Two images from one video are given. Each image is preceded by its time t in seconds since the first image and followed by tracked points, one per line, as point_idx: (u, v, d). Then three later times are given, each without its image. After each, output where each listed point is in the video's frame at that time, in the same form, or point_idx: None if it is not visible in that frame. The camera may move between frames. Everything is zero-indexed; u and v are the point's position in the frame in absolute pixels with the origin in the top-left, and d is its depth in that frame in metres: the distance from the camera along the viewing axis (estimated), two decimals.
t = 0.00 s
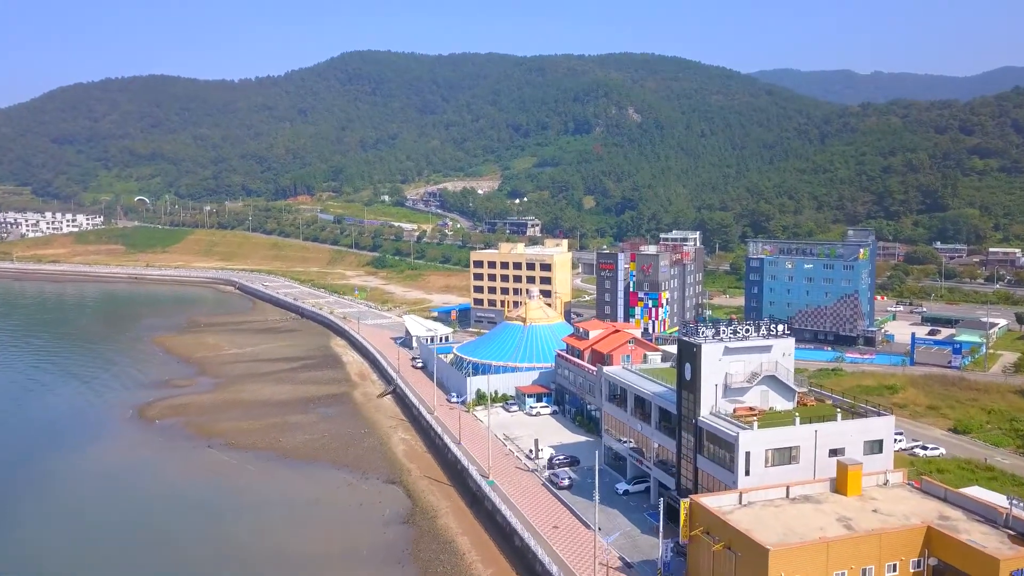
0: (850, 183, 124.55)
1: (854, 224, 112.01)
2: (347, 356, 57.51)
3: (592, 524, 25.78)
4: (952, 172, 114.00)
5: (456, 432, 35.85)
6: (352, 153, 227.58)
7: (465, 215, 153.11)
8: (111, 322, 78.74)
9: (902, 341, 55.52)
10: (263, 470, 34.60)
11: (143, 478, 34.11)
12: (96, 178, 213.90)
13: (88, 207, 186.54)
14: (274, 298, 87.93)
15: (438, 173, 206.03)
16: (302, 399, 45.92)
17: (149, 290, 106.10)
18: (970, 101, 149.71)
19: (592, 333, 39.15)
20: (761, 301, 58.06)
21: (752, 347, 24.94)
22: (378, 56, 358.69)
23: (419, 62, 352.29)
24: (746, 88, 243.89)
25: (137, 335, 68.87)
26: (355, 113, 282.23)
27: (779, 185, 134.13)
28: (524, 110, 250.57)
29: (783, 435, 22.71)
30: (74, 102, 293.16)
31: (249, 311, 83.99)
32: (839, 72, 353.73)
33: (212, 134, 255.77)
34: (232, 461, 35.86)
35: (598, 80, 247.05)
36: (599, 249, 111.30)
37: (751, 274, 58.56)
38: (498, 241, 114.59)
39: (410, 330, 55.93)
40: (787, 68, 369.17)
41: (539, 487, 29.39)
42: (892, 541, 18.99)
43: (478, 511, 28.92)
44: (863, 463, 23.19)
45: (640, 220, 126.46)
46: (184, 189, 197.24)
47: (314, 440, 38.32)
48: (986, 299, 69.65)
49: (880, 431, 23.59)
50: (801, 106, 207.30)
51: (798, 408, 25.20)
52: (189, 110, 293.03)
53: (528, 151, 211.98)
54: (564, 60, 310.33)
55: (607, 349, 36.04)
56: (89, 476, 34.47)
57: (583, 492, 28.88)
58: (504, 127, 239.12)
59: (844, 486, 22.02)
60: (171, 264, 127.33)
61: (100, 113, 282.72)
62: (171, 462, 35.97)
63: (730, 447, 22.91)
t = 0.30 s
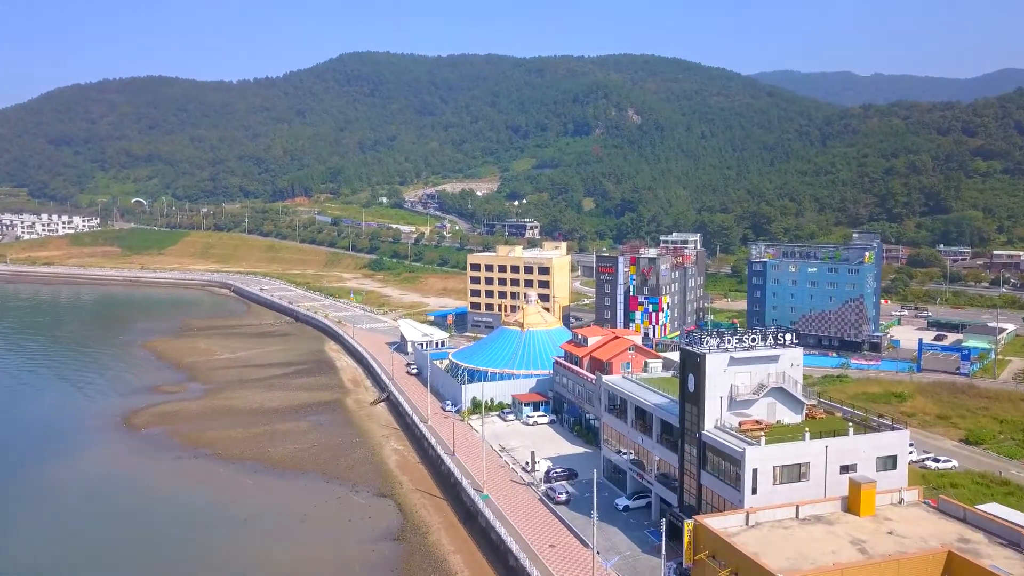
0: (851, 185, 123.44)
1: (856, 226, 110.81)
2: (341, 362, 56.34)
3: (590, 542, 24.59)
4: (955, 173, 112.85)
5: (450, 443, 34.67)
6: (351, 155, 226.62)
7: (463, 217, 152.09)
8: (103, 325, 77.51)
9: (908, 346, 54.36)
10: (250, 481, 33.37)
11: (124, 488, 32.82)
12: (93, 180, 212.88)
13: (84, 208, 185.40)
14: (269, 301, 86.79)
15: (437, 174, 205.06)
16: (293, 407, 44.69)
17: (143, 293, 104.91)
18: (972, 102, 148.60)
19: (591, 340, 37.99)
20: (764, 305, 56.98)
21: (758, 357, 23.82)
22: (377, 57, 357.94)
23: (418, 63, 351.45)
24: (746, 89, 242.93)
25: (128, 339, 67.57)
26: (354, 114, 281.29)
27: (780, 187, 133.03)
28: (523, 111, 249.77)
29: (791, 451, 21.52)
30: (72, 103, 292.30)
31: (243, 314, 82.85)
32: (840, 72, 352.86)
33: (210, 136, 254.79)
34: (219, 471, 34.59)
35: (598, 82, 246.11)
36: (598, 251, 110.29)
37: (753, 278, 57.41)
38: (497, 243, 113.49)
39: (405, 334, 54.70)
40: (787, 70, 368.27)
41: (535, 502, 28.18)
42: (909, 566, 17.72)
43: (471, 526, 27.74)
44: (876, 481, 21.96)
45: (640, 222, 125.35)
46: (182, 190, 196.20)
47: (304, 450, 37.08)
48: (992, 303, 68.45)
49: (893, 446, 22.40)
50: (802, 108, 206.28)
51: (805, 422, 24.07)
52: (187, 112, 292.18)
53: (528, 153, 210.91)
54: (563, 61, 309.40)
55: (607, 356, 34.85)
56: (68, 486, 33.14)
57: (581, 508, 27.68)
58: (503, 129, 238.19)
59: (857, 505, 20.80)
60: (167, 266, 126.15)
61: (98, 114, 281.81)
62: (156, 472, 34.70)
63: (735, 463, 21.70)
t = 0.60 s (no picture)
0: (857, 185, 122.21)
1: (862, 227, 109.64)
2: (339, 363, 55.40)
3: (591, 555, 23.66)
4: (962, 173, 111.59)
5: (447, 448, 33.78)
6: (353, 153, 225.83)
7: (465, 216, 151.19)
8: (101, 324, 76.71)
9: (917, 349, 53.34)
10: (242, 486, 32.51)
11: (112, 493, 31.91)
12: (94, 178, 212.32)
13: (86, 206, 184.83)
14: (269, 301, 85.97)
15: (439, 173, 204.09)
16: (290, 409, 43.82)
17: (142, 292, 104.16)
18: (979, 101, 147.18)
19: (593, 343, 37.06)
20: (769, 307, 55.96)
21: (767, 364, 22.91)
22: (379, 55, 357.09)
23: (421, 61, 350.58)
24: (750, 88, 241.54)
25: (124, 339, 66.73)
26: (356, 113, 280.40)
27: (785, 187, 131.87)
28: (526, 110, 248.76)
29: (801, 463, 20.58)
30: (74, 101, 291.84)
31: (243, 314, 82.05)
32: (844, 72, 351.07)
33: (212, 134, 254.19)
34: (210, 476, 33.68)
35: (601, 80, 244.95)
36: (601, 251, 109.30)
37: (759, 280, 56.37)
38: (499, 242, 112.59)
39: (404, 335, 53.83)
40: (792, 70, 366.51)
41: (534, 511, 27.25)
42: None
43: (468, 536, 26.84)
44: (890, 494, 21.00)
45: (643, 222, 124.22)
46: (183, 188, 195.59)
47: (298, 455, 36.21)
48: (1002, 305, 67.34)
49: (908, 458, 21.45)
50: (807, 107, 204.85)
51: (816, 431, 23.14)
52: (190, 110, 291.60)
53: (531, 152, 209.81)
54: (567, 59, 308.18)
55: (610, 360, 33.95)
56: (54, 490, 32.20)
57: (583, 518, 26.71)
58: (506, 127, 237.24)
59: (871, 520, 19.81)
60: (167, 265, 125.42)
61: (100, 112, 281.33)
62: (146, 475, 33.83)
63: (743, 474, 20.75)
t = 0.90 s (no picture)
0: (887, 186, 120.14)
1: (891, 229, 107.67)
2: (360, 363, 55.22)
3: (612, 564, 23.07)
4: (996, 174, 109.19)
5: (467, 451, 33.34)
6: (377, 153, 226.57)
7: (488, 216, 150.85)
8: (126, 321, 77.32)
9: (949, 355, 52.12)
10: (260, 487, 32.32)
11: (129, 492, 31.73)
12: (123, 177, 214.88)
13: (114, 205, 187.07)
14: (292, 300, 86.28)
15: (463, 173, 203.95)
16: (310, 409, 43.64)
17: (168, 289, 104.98)
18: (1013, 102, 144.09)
19: (616, 345, 36.37)
20: (796, 310, 54.80)
21: (793, 370, 22.19)
22: (404, 56, 358.30)
23: (446, 61, 351.26)
24: (778, 88, 238.89)
25: (147, 336, 67.13)
26: (381, 113, 281.45)
27: (812, 188, 130.03)
28: (550, 110, 248.14)
29: (830, 473, 19.84)
30: (104, 101, 295.92)
31: (266, 312, 82.39)
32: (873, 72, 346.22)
33: (238, 133, 256.47)
34: (228, 477, 33.51)
35: (626, 80, 243.54)
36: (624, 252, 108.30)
37: (786, 283, 55.21)
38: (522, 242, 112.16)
39: (425, 335, 53.50)
40: (820, 70, 362.11)
41: (554, 518, 26.71)
42: None
43: (486, 543, 26.34)
44: (924, 507, 20.17)
45: (668, 223, 123.02)
46: (210, 187, 197.33)
47: (316, 456, 35.95)
48: None
49: (942, 469, 20.61)
50: (835, 107, 202.06)
51: (844, 441, 22.38)
52: (217, 109, 294.50)
53: (555, 152, 209.06)
54: (591, 59, 306.91)
55: (632, 363, 33.31)
56: (72, 487, 32.17)
57: (603, 526, 26.11)
58: (530, 127, 236.81)
59: (903, 534, 18.99)
60: (192, 263, 126.41)
61: (129, 112, 285.12)
62: (164, 475, 33.69)
63: (769, 485, 20.06)
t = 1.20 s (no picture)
0: (930, 184, 117.38)
1: (935, 229, 105.16)
2: (393, 359, 55.52)
3: (642, 566, 22.81)
4: None
5: (498, 450, 33.28)
6: (412, 150, 227.80)
7: (522, 213, 150.78)
8: (165, 315, 78.73)
9: (993, 359, 50.74)
10: (292, 482, 32.63)
11: (165, 485, 32.24)
12: (164, 174, 218.95)
13: (155, 201, 190.69)
14: (327, 296, 87.12)
15: (497, 170, 204.06)
16: (343, 405, 43.97)
17: (206, 285, 106.73)
18: None
19: (649, 345, 36.00)
20: (834, 311, 53.79)
21: (831, 373, 21.69)
22: (440, 54, 359.75)
23: (481, 59, 351.88)
24: (818, 85, 234.95)
25: (184, 331, 68.22)
26: (416, 111, 283.01)
27: (853, 186, 127.62)
28: (585, 107, 247.23)
29: (867, 479, 19.37)
30: (146, 100, 302.07)
31: (301, 308, 83.32)
32: (917, 69, 338.80)
33: (276, 131, 259.83)
34: (261, 471, 33.90)
35: (662, 77, 241.61)
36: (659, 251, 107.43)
37: (824, 283, 54.16)
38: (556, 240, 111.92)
39: (457, 332, 53.56)
40: (861, 67, 355.51)
41: (584, 519, 26.51)
42: None
43: (516, 542, 26.27)
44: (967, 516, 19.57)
45: (704, 221, 121.71)
46: (248, 184, 200.17)
47: (348, 452, 36.20)
48: None
49: (986, 476, 19.98)
50: (876, 105, 198.12)
51: (883, 446, 21.85)
52: (256, 107, 298.86)
53: (590, 149, 208.15)
54: (627, 56, 305.05)
55: (665, 363, 32.96)
56: (111, 478, 32.83)
57: (634, 528, 25.87)
58: (565, 125, 236.12)
59: (943, 544, 18.46)
60: (230, 259, 128.37)
61: (170, 110, 290.58)
62: (199, 468, 34.18)
63: (804, 489, 19.67)
